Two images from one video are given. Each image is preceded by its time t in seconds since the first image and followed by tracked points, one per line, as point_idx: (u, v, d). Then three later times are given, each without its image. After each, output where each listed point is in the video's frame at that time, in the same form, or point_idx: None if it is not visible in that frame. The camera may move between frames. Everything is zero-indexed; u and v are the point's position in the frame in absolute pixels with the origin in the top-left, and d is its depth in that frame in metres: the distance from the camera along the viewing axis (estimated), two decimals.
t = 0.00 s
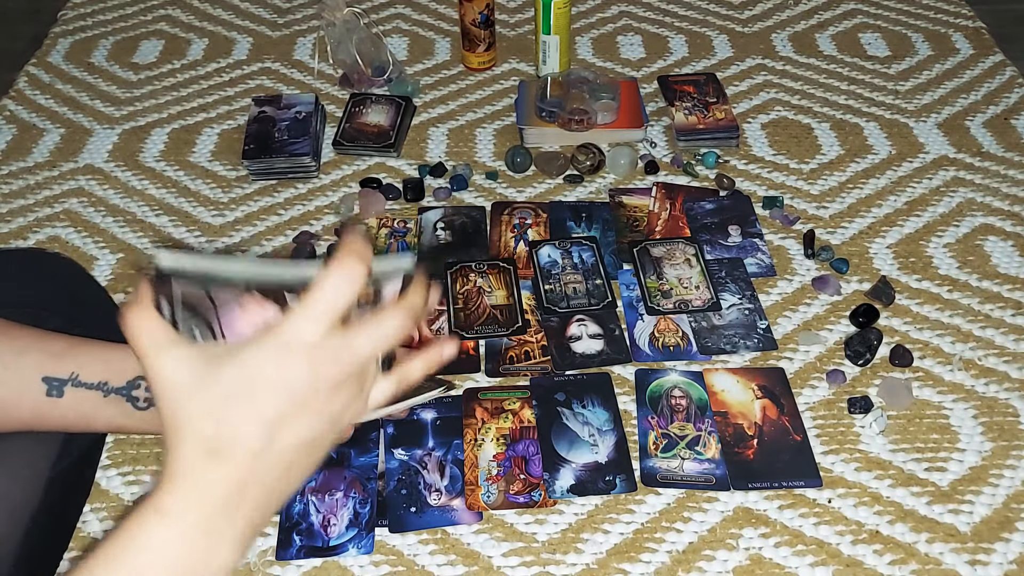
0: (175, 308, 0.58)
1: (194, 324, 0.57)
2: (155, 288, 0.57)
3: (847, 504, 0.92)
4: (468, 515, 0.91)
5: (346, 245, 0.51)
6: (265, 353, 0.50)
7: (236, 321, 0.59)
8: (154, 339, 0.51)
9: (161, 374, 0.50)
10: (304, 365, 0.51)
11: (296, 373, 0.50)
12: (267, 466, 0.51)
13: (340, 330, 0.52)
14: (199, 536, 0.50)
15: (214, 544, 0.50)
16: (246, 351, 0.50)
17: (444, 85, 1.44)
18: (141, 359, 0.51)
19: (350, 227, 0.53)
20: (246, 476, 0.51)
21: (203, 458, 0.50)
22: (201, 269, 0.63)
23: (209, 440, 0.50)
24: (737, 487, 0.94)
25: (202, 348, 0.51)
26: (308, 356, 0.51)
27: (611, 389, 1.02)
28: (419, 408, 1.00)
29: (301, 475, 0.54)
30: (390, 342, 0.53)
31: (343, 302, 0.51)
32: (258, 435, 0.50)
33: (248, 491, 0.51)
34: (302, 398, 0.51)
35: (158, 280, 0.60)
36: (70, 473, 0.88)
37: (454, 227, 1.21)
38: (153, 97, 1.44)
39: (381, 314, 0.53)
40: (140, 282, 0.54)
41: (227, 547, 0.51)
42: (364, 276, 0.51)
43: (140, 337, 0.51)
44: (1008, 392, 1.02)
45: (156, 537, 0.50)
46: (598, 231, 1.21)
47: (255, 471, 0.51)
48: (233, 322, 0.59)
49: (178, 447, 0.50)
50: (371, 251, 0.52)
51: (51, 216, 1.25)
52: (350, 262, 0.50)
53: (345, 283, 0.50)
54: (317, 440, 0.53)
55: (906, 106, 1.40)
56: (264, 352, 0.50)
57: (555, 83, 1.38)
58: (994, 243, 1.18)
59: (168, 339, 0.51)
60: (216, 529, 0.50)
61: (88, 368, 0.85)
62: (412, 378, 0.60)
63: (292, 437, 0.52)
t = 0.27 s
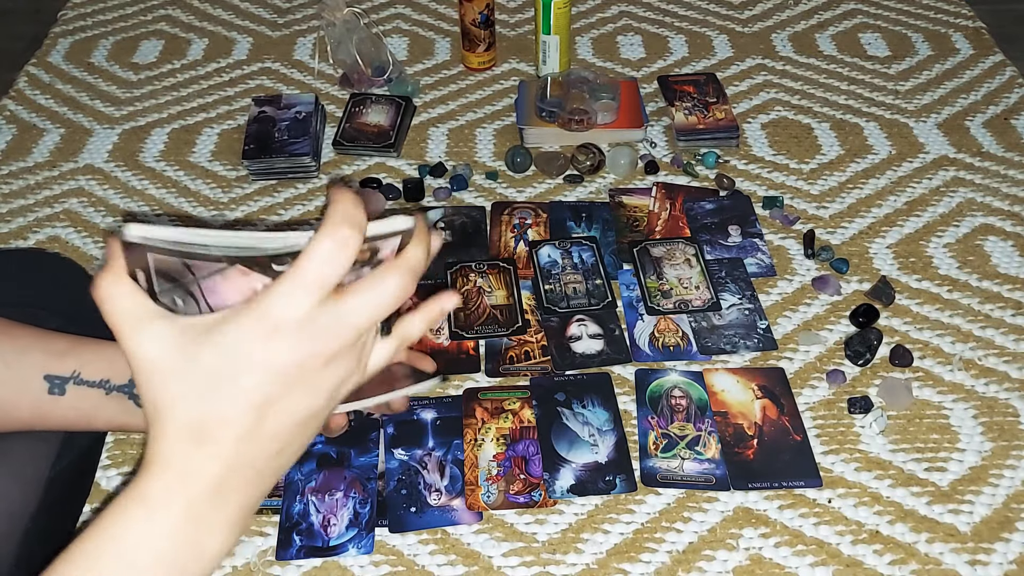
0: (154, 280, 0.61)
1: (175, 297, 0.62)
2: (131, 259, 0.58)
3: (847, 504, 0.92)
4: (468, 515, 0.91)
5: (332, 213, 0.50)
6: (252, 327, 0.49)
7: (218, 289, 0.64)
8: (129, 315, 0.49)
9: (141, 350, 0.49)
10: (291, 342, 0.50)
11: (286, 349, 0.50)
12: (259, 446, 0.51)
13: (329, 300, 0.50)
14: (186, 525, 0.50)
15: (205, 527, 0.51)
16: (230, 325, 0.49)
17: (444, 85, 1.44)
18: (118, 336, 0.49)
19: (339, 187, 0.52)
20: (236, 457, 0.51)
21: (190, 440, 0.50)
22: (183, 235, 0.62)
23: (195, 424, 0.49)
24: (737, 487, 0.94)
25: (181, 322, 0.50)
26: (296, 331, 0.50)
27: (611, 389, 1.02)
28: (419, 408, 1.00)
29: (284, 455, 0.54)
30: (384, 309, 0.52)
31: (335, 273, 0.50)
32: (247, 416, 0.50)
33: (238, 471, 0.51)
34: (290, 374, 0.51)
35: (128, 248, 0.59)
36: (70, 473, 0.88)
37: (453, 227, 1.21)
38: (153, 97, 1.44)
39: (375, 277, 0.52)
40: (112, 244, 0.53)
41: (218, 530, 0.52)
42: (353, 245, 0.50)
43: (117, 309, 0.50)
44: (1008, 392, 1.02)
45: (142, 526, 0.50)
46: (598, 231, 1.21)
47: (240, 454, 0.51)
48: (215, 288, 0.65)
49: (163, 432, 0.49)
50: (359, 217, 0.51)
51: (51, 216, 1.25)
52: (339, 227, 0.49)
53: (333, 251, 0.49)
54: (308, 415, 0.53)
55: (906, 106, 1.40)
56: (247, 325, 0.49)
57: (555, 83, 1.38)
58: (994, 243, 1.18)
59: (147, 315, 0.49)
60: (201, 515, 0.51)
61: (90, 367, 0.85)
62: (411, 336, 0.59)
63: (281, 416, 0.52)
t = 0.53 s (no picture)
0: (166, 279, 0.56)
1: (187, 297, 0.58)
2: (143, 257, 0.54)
3: (847, 504, 0.92)
4: (468, 515, 0.92)
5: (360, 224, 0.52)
6: (269, 336, 0.50)
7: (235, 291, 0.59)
8: (141, 317, 0.50)
9: (156, 359, 0.50)
10: (307, 356, 0.51)
11: (301, 360, 0.51)
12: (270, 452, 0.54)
13: (352, 309, 0.52)
14: (196, 530, 0.52)
15: (214, 534, 0.53)
16: (248, 332, 0.50)
17: (444, 85, 1.44)
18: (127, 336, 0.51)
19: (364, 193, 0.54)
20: (247, 468, 0.53)
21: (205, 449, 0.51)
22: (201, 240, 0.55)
23: (209, 434, 0.51)
24: (737, 487, 0.94)
25: (196, 327, 0.51)
26: (314, 345, 0.51)
27: (611, 389, 1.02)
28: (419, 408, 1.00)
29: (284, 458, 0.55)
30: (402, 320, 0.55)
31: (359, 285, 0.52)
32: (260, 421, 0.52)
33: (248, 480, 0.53)
34: (305, 384, 0.52)
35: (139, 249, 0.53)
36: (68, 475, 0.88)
37: (453, 227, 1.21)
38: (153, 97, 1.44)
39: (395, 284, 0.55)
40: (125, 236, 0.53)
41: (227, 535, 0.54)
42: (380, 257, 0.52)
43: (132, 311, 0.51)
44: (1008, 392, 1.02)
45: (150, 529, 0.51)
46: (598, 231, 1.21)
47: (252, 459, 0.53)
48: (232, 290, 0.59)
49: (175, 438, 0.51)
50: (386, 226, 0.53)
51: (51, 216, 1.25)
52: (366, 241, 0.51)
53: (360, 262, 0.51)
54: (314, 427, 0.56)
55: (906, 106, 1.40)
56: (266, 333, 0.50)
57: (555, 83, 1.38)
58: (994, 243, 1.18)
59: (162, 320, 0.51)
60: (213, 515, 0.53)
61: (88, 364, 0.85)
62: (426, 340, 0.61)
63: (295, 427, 0.54)
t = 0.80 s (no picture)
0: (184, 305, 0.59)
1: (202, 320, 0.59)
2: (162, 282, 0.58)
3: (847, 504, 0.92)
4: (468, 515, 0.91)
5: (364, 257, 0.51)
6: (279, 357, 0.51)
7: (247, 321, 0.61)
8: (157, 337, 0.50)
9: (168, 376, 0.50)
10: (313, 372, 0.51)
11: (306, 377, 0.51)
12: (275, 465, 0.53)
13: (353, 334, 0.53)
14: (205, 536, 0.52)
15: (220, 541, 0.53)
16: (258, 355, 0.51)
17: (444, 85, 1.44)
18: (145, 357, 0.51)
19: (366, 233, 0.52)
20: (253, 479, 0.52)
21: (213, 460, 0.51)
22: (218, 267, 0.61)
23: (216, 447, 0.51)
24: (737, 487, 0.94)
25: (210, 348, 0.51)
26: (318, 364, 0.51)
27: (611, 389, 1.02)
28: (419, 408, 1.00)
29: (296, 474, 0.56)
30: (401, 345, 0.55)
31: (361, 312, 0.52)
32: (267, 436, 0.52)
33: (255, 491, 0.53)
34: (309, 402, 0.52)
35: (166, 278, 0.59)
36: (63, 474, 0.87)
37: (453, 227, 1.21)
38: (153, 97, 1.44)
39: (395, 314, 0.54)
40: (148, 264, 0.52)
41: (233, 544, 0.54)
42: (380, 287, 0.52)
43: (146, 333, 0.50)
44: (1008, 392, 1.02)
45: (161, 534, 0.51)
46: (598, 231, 1.21)
47: (258, 472, 0.52)
48: (242, 318, 0.61)
49: (187, 449, 0.51)
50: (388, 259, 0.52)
51: (51, 216, 1.25)
52: (368, 272, 0.51)
53: (361, 292, 0.51)
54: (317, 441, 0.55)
55: (906, 106, 1.40)
56: (277, 354, 0.51)
57: (555, 83, 1.38)
58: (994, 243, 1.18)
59: (177, 339, 0.51)
60: (220, 528, 0.52)
61: (85, 362, 0.85)
62: (418, 368, 0.62)
63: (297, 442, 0.54)
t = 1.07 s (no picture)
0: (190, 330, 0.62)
1: (204, 347, 0.61)
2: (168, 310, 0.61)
3: (847, 504, 0.92)
4: (468, 515, 0.91)
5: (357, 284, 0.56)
6: (277, 374, 0.54)
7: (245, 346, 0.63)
8: (165, 360, 0.53)
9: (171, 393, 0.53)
10: (309, 392, 0.55)
11: (302, 396, 0.54)
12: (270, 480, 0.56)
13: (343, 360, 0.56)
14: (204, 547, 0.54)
15: (218, 553, 0.55)
16: (258, 373, 0.54)
17: (444, 85, 1.44)
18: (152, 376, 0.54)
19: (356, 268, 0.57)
20: (250, 492, 0.55)
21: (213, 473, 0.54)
22: (219, 293, 0.63)
23: (214, 459, 0.53)
24: (737, 487, 0.94)
25: (211, 370, 0.54)
26: (312, 385, 0.55)
27: (611, 389, 1.02)
28: (419, 408, 1.00)
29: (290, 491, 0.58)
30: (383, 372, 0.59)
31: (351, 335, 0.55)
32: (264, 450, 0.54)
33: (252, 503, 0.55)
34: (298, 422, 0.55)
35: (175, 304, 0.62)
36: (66, 476, 0.88)
37: (454, 227, 1.21)
38: (153, 97, 1.44)
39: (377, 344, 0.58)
40: (155, 297, 0.55)
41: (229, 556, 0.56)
42: (368, 313, 0.55)
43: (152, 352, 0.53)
44: (1008, 392, 1.02)
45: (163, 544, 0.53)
46: (598, 231, 1.21)
47: (255, 484, 0.55)
48: (242, 344, 0.63)
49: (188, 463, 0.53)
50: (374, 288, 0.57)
51: (51, 216, 1.25)
52: (358, 298, 0.55)
53: (353, 316, 0.54)
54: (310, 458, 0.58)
55: (906, 106, 1.40)
56: (275, 374, 0.54)
57: (555, 83, 1.38)
58: (994, 243, 1.18)
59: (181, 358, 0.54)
60: (217, 536, 0.55)
61: (86, 373, 0.84)
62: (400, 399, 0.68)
63: (292, 456, 0.56)
